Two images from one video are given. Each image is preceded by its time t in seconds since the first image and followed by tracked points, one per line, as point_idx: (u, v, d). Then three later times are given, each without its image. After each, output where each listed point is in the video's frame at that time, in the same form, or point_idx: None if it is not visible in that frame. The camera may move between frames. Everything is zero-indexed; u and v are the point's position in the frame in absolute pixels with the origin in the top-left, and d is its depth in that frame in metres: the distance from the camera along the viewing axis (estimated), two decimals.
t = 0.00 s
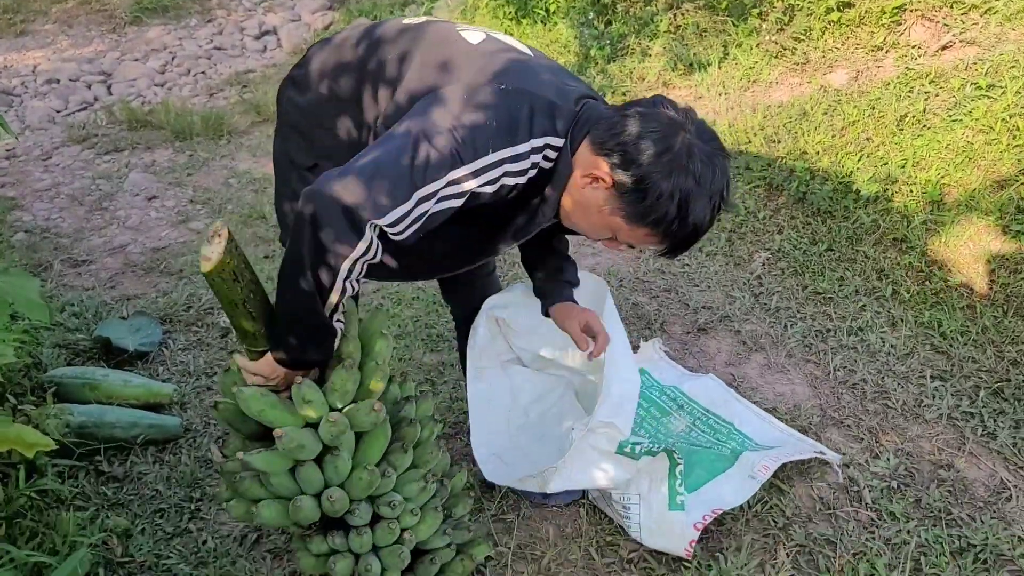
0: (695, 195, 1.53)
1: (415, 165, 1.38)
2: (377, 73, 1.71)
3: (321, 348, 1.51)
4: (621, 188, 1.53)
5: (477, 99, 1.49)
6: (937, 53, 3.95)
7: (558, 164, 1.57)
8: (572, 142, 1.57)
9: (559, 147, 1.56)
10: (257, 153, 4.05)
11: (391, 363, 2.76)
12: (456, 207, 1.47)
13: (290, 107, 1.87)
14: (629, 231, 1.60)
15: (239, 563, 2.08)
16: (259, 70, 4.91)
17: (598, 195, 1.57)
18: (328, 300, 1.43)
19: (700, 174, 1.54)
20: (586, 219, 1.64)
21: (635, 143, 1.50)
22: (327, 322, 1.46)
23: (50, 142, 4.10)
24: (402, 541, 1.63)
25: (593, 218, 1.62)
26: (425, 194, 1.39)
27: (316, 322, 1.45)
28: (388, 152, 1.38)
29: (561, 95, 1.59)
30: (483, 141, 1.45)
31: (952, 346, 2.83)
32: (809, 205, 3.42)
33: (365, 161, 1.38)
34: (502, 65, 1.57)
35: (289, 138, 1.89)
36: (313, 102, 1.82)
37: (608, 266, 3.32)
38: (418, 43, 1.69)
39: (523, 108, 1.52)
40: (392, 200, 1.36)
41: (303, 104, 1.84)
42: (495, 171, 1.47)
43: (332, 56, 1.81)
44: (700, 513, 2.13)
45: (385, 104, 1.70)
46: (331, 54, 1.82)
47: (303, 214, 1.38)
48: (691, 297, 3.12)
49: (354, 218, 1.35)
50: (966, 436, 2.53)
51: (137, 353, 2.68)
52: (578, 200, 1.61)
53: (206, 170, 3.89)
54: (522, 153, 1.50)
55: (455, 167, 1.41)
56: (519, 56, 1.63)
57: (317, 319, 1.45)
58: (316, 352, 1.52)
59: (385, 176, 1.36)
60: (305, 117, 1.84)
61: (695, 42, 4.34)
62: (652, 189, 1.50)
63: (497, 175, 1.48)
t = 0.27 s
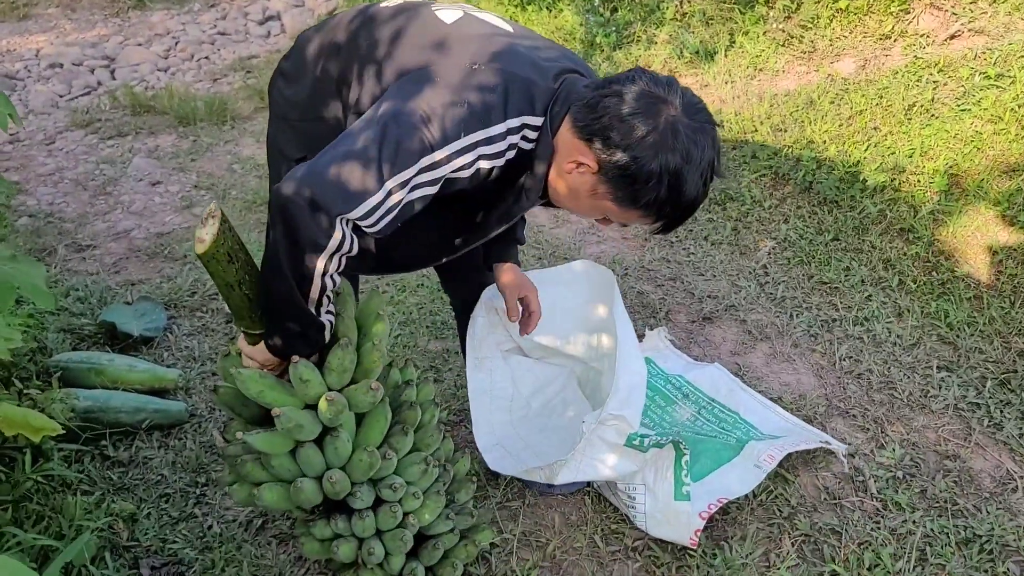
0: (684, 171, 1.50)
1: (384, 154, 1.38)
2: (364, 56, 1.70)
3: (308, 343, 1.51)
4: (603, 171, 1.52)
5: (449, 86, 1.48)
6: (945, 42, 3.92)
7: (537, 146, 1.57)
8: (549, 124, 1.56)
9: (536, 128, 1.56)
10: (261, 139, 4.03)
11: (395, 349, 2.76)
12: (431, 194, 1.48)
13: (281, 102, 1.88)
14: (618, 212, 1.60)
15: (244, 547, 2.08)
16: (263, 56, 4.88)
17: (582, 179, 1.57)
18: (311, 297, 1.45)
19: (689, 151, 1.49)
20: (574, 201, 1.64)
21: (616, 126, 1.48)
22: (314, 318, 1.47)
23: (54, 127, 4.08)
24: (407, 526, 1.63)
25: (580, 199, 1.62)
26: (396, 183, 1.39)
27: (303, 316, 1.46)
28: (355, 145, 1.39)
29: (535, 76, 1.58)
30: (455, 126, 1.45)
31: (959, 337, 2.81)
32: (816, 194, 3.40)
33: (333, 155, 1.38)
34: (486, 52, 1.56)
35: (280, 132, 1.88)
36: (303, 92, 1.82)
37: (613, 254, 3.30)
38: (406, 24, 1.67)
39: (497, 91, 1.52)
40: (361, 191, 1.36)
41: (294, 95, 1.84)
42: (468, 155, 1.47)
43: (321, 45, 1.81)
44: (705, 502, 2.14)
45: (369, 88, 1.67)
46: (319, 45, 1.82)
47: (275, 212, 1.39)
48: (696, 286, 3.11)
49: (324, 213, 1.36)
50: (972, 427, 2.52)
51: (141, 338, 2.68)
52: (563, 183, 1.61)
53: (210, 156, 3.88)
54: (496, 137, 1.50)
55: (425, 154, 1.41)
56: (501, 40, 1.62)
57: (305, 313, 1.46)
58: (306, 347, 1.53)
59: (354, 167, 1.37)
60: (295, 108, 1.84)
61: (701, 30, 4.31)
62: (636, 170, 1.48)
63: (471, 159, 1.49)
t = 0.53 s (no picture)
0: (688, 129, 1.48)
1: (380, 150, 1.36)
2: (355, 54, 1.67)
3: (309, 341, 1.54)
4: (605, 137, 1.50)
5: (444, 77, 1.46)
6: (954, 46, 3.91)
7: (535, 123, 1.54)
8: (547, 97, 1.53)
9: (534, 104, 1.53)
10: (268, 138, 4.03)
11: (400, 350, 2.75)
12: (433, 185, 1.45)
13: (263, 111, 1.86)
14: (623, 178, 1.58)
15: (250, 547, 2.08)
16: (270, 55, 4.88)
17: (584, 148, 1.55)
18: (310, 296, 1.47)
19: (691, 108, 1.47)
20: (577, 171, 1.62)
21: (614, 89, 1.46)
22: (314, 317, 1.50)
23: (61, 124, 4.09)
24: (411, 529, 1.62)
25: (584, 169, 1.61)
26: (395, 177, 1.37)
27: (301, 316, 1.49)
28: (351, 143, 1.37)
29: (531, 59, 1.55)
30: (450, 118, 1.42)
31: (968, 343, 2.80)
32: (824, 197, 3.39)
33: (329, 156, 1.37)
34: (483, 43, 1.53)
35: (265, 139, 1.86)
36: (290, 96, 1.80)
37: (620, 256, 3.29)
38: (402, 19, 1.64)
39: (492, 79, 1.49)
40: (359, 189, 1.34)
41: (278, 101, 1.82)
42: (467, 143, 1.45)
43: (308, 48, 1.79)
44: (713, 506, 2.12)
45: (362, 82, 1.64)
46: (305, 49, 1.80)
47: (274, 216, 1.39)
48: (703, 289, 3.10)
49: (323, 214, 1.35)
50: (981, 434, 2.50)
51: (148, 336, 2.68)
52: (565, 154, 1.59)
53: (217, 154, 3.88)
54: (493, 120, 1.47)
55: (422, 146, 1.39)
56: (497, 29, 1.59)
57: (303, 314, 1.49)
58: (306, 346, 1.55)
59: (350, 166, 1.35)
60: (280, 114, 1.81)
61: (709, 32, 4.30)
62: (638, 133, 1.47)
63: (471, 147, 1.46)
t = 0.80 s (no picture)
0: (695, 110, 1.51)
1: (395, 151, 1.36)
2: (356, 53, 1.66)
3: (320, 345, 1.53)
4: (615, 120, 1.52)
5: (454, 76, 1.45)
6: (960, 49, 3.90)
7: (545, 114, 1.55)
8: (557, 86, 1.55)
9: (545, 95, 1.54)
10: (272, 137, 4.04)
11: (403, 349, 2.75)
12: (447, 183, 1.46)
13: (256, 115, 1.84)
14: (633, 162, 1.60)
15: (251, 546, 2.08)
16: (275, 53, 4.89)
17: (594, 130, 1.57)
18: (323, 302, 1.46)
19: (700, 92, 1.50)
20: (586, 156, 1.64)
21: (624, 73, 1.49)
22: (325, 322, 1.50)
23: (66, 122, 4.09)
24: (414, 530, 1.62)
25: (593, 153, 1.62)
26: (409, 179, 1.38)
27: (314, 321, 1.48)
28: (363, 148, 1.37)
29: (538, 54, 1.55)
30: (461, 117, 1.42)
31: (971, 346, 2.79)
32: (827, 200, 3.39)
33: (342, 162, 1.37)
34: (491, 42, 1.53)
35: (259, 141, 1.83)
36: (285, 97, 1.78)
37: (623, 258, 3.29)
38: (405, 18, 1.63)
39: (501, 77, 1.49)
40: (376, 190, 1.35)
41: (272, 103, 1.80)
42: (479, 142, 1.45)
43: (307, 47, 1.78)
44: (715, 510, 2.12)
45: (368, 82, 1.62)
46: (302, 50, 1.79)
47: (287, 225, 1.38)
48: (707, 290, 3.10)
49: (339, 217, 1.35)
50: (985, 438, 2.50)
51: (151, 334, 2.68)
52: (574, 139, 1.60)
53: (221, 152, 3.88)
54: (506, 115, 1.47)
55: (435, 146, 1.39)
56: (502, 27, 1.58)
57: (317, 320, 1.48)
58: (317, 350, 1.54)
59: (364, 171, 1.35)
60: (273, 115, 1.79)
61: (714, 33, 4.30)
62: (649, 114, 1.49)
63: (485, 144, 1.46)
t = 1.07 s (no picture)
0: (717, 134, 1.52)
1: (429, 140, 1.37)
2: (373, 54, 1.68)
3: (330, 334, 1.52)
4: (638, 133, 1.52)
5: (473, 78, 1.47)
6: (959, 50, 3.90)
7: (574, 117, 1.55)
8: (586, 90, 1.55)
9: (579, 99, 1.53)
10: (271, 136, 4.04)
11: (402, 348, 2.75)
12: (477, 177, 1.46)
13: (275, 107, 1.85)
14: (645, 178, 1.59)
15: (248, 545, 2.08)
16: (275, 52, 4.89)
17: (614, 139, 1.56)
18: (341, 289, 1.45)
19: (723, 120, 1.52)
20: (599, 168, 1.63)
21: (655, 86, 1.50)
22: (336, 310, 1.48)
23: (65, 120, 4.09)
24: (411, 527, 1.61)
25: (608, 164, 1.61)
26: (439, 170, 1.38)
27: (327, 309, 1.47)
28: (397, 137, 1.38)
29: (574, 59, 1.55)
30: (491, 114, 1.41)
31: (969, 347, 2.79)
32: (827, 201, 3.39)
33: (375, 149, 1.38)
34: (512, 40, 1.53)
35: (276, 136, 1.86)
36: (300, 94, 1.79)
37: (622, 258, 3.29)
38: (423, 19, 1.64)
39: (535, 78, 1.49)
40: (409, 176, 1.36)
41: (288, 99, 1.81)
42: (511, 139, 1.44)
43: (322, 42, 1.79)
44: (715, 517, 2.11)
45: (386, 86, 1.65)
46: (316, 48, 1.80)
47: (315, 205, 1.39)
48: (705, 290, 3.10)
49: (367, 202, 1.36)
50: (982, 438, 2.50)
51: (149, 333, 2.68)
52: (594, 146, 1.59)
53: (220, 151, 3.88)
54: (542, 115, 1.48)
55: (468, 140, 1.39)
56: (528, 27, 1.58)
57: (334, 311, 1.48)
58: (328, 337, 1.52)
59: (393, 160, 1.36)
60: (290, 111, 1.81)
61: (714, 33, 4.30)
62: (672, 132, 1.49)
63: (518, 142, 1.46)
